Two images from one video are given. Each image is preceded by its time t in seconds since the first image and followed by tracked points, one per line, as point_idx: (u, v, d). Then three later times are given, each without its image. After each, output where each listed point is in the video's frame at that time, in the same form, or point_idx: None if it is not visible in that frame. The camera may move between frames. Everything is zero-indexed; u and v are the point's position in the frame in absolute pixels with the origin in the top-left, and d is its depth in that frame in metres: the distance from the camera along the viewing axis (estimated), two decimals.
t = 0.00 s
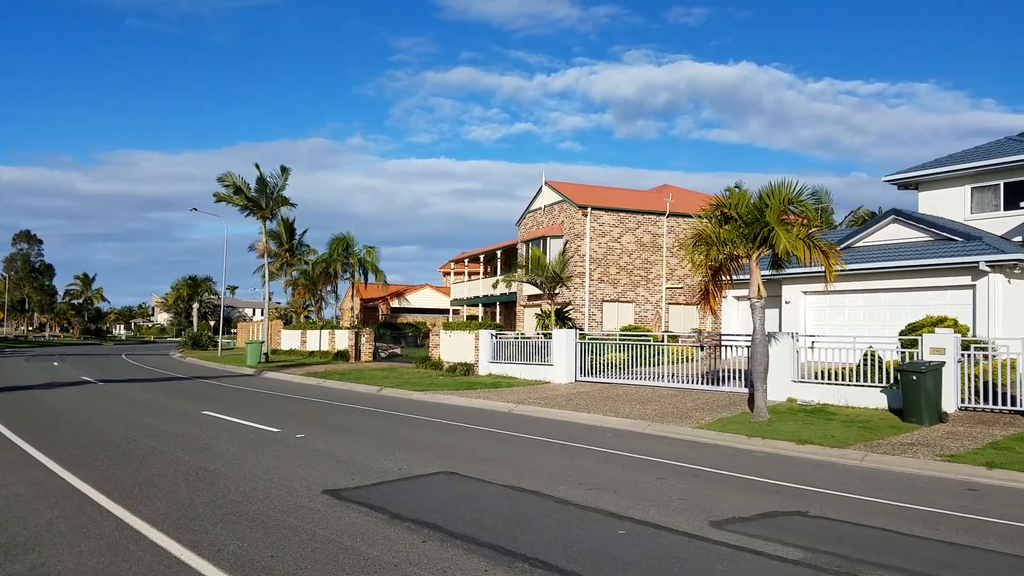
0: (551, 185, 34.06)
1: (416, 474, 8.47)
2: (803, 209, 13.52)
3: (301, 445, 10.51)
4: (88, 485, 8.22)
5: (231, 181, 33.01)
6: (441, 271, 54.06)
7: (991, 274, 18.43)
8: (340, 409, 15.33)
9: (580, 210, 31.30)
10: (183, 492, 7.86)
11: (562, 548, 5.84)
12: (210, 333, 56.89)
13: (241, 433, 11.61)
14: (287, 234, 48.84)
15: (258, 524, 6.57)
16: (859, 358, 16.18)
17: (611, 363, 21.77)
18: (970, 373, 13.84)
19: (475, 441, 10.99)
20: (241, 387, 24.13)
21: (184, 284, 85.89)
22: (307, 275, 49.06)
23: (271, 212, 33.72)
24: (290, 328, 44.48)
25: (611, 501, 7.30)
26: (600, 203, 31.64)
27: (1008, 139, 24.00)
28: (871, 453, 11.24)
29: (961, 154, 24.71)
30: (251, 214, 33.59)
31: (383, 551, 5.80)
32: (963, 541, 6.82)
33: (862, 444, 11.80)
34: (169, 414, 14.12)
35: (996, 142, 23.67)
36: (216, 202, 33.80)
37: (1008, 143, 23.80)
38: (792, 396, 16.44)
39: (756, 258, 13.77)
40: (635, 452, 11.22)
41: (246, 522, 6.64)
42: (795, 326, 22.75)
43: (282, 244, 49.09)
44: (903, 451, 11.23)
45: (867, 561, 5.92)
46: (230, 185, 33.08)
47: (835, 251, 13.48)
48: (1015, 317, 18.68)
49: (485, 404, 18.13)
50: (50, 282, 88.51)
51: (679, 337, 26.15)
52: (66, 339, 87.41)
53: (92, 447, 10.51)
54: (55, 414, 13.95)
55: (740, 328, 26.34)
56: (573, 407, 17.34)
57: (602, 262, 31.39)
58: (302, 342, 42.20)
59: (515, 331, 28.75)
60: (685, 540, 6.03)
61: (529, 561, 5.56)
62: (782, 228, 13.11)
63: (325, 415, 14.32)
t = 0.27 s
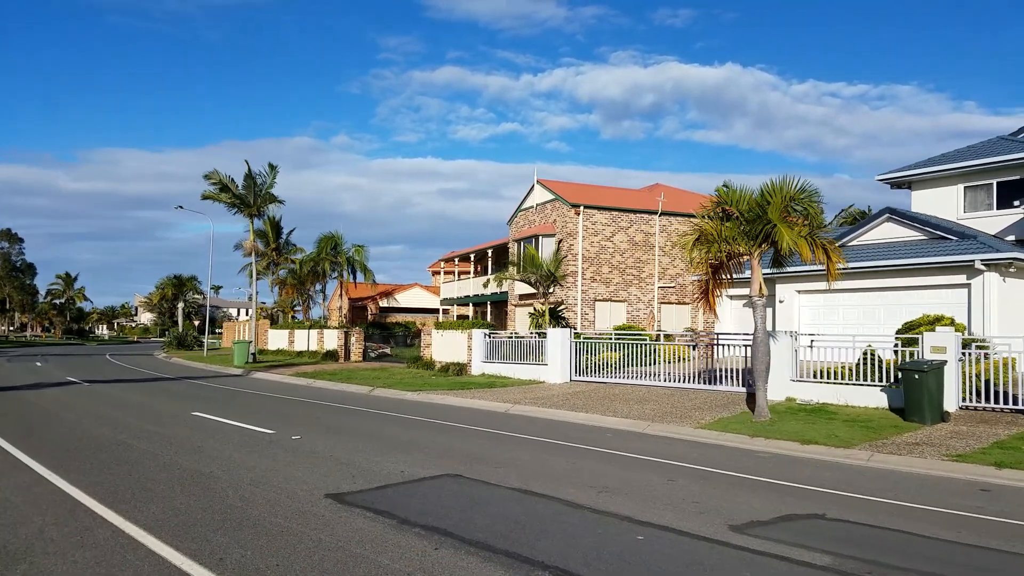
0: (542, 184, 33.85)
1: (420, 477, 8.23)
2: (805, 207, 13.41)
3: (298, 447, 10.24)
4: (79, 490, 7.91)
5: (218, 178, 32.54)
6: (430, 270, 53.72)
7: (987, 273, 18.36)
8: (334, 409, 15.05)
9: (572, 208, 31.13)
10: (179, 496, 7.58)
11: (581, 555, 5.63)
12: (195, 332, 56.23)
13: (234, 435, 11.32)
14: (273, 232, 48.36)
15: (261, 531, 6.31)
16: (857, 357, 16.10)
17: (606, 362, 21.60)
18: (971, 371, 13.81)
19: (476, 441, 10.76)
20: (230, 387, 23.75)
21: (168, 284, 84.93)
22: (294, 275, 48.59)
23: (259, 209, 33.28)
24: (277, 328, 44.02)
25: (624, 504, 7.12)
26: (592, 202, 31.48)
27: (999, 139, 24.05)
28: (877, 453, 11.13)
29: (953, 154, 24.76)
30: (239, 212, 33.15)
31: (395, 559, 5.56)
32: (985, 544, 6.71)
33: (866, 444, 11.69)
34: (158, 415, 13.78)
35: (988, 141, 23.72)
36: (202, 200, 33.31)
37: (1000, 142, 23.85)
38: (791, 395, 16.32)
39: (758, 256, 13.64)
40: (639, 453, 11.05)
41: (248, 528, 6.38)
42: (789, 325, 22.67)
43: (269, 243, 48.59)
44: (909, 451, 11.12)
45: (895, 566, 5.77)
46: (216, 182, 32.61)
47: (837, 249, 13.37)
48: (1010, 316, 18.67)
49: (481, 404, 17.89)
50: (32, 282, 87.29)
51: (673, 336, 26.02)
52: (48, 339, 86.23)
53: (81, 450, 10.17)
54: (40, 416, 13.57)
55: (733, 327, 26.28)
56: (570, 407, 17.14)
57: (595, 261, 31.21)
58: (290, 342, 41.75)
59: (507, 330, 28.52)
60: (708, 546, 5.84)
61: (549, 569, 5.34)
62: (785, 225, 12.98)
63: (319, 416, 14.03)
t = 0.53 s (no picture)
0: (538, 183, 33.55)
1: (433, 482, 7.95)
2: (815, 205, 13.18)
3: (303, 451, 9.94)
4: (80, 496, 7.57)
5: (212, 177, 32.11)
6: (424, 270, 53.35)
7: (993, 273, 18.15)
8: (334, 411, 14.73)
9: (569, 208, 30.85)
10: (185, 503, 7.25)
11: (615, 567, 5.35)
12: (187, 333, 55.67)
13: (236, 439, 11.00)
14: (266, 232, 47.89)
15: (275, 541, 6.01)
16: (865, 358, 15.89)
17: (607, 363, 21.29)
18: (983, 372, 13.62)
19: (484, 446, 10.47)
20: (225, 388, 23.36)
21: (161, 284, 84.38)
22: (287, 274, 48.15)
23: (253, 208, 32.85)
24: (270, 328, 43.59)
25: (647, 511, 6.84)
26: (589, 201, 31.21)
27: (1001, 138, 23.95)
28: (894, 456, 10.90)
29: (954, 153, 24.64)
30: (232, 211, 32.71)
31: (419, 570, 5.27)
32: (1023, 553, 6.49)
33: (882, 447, 11.46)
34: (156, 418, 13.44)
35: (990, 140, 23.61)
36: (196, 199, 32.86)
37: (1002, 141, 23.74)
38: (798, 397, 16.08)
39: (767, 255, 13.41)
40: (650, 457, 10.78)
41: (260, 538, 6.06)
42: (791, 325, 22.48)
43: (262, 242, 48.13)
44: (926, 455, 10.90)
45: None
46: (210, 181, 32.18)
47: (849, 248, 13.14)
48: (1015, 316, 18.48)
49: (482, 406, 17.56)
50: (21, 282, 86.40)
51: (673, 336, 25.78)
52: (38, 340, 85.38)
53: (78, 453, 9.83)
54: (34, 418, 13.21)
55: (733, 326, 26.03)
56: (572, 408, 16.82)
57: (592, 261, 30.91)
58: (283, 342, 41.30)
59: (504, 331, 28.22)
60: (744, 557, 5.58)
61: None
62: (796, 222, 12.74)
63: (321, 418, 13.72)
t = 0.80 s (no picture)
0: (541, 181, 33.29)
1: (453, 485, 7.74)
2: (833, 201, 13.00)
3: (317, 453, 9.72)
4: (93, 500, 7.33)
5: (213, 176, 31.83)
6: (424, 270, 53.09)
7: (1005, 271, 17.91)
8: (342, 412, 14.49)
9: (572, 206, 30.59)
10: (203, 507, 7.03)
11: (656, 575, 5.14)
12: (185, 333, 55.35)
13: (246, 440, 10.77)
14: (266, 232, 47.58)
15: (299, 547, 5.80)
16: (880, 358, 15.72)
17: (614, 363, 21.04)
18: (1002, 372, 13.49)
19: (501, 448, 10.25)
20: (227, 389, 23.09)
21: (160, 284, 84.10)
22: (287, 274, 47.85)
23: (254, 208, 32.58)
24: (270, 328, 43.32)
25: (679, 517, 6.63)
26: (593, 200, 30.96)
27: (1011, 135, 23.79)
28: (918, 458, 10.71)
29: (963, 151, 24.49)
30: (234, 210, 32.46)
31: None
32: None
33: (905, 449, 11.27)
34: (162, 419, 13.20)
35: (999, 138, 23.46)
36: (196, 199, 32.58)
37: (1011, 138, 23.60)
38: (812, 397, 15.91)
39: (784, 252, 13.28)
40: (669, 459, 10.56)
41: (284, 544, 5.83)
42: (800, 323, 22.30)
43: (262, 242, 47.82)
44: (950, 456, 10.71)
45: None
46: (211, 180, 31.91)
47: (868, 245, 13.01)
48: None
49: (489, 407, 17.33)
50: (19, 282, 85.91)
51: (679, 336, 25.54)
52: (35, 340, 84.91)
53: (86, 456, 9.60)
54: (38, 419, 12.96)
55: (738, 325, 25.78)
56: (581, 408, 16.57)
57: (596, 260, 30.66)
58: (284, 342, 41.02)
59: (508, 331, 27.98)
60: (789, 565, 5.38)
61: None
62: (814, 220, 12.59)
63: (329, 419, 13.49)
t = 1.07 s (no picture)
0: (544, 181, 33.02)
1: (469, 490, 7.55)
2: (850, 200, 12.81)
3: (327, 456, 9.52)
4: (100, 507, 7.14)
5: (215, 176, 31.61)
6: (425, 270, 52.86)
7: (1017, 272, 17.69)
8: (349, 414, 14.29)
9: (577, 206, 30.33)
10: (213, 514, 6.83)
11: None
12: (186, 333, 55.13)
13: (254, 443, 10.58)
14: (266, 232, 47.35)
15: (315, 556, 5.61)
16: (894, 360, 15.57)
17: (621, 364, 20.82)
18: (1019, 374, 13.31)
19: (514, 451, 10.05)
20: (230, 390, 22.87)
21: (161, 284, 83.87)
22: (288, 274, 47.59)
23: (256, 208, 32.38)
24: (272, 328, 43.09)
25: (705, 525, 6.44)
26: (597, 199, 30.73)
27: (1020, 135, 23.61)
28: (938, 462, 10.52)
29: (972, 150, 24.30)
30: (236, 210, 32.26)
31: None
32: None
33: (924, 453, 11.09)
34: (167, 420, 13.00)
35: (1009, 137, 23.27)
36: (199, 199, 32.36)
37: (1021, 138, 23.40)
38: (825, 399, 15.72)
39: (799, 252, 13.11)
40: (685, 463, 10.36)
41: (300, 554, 5.65)
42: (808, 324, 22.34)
43: (263, 242, 47.58)
44: (971, 460, 10.53)
45: None
46: (214, 180, 31.68)
47: (885, 245, 12.84)
48: None
49: (496, 408, 17.13)
50: (19, 282, 85.66)
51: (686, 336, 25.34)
52: (35, 340, 84.84)
53: (92, 459, 9.40)
54: (40, 421, 12.76)
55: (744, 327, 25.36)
56: (590, 410, 16.34)
57: (600, 260, 30.43)
58: (286, 342, 40.79)
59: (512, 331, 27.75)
60: None
61: None
62: (831, 220, 12.41)
63: (337, 421, 13.29)
